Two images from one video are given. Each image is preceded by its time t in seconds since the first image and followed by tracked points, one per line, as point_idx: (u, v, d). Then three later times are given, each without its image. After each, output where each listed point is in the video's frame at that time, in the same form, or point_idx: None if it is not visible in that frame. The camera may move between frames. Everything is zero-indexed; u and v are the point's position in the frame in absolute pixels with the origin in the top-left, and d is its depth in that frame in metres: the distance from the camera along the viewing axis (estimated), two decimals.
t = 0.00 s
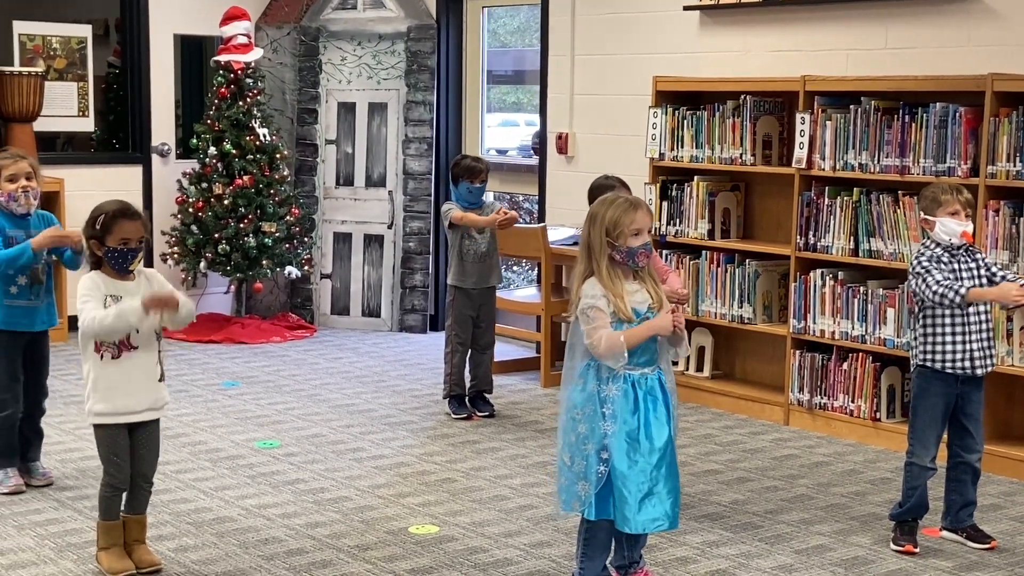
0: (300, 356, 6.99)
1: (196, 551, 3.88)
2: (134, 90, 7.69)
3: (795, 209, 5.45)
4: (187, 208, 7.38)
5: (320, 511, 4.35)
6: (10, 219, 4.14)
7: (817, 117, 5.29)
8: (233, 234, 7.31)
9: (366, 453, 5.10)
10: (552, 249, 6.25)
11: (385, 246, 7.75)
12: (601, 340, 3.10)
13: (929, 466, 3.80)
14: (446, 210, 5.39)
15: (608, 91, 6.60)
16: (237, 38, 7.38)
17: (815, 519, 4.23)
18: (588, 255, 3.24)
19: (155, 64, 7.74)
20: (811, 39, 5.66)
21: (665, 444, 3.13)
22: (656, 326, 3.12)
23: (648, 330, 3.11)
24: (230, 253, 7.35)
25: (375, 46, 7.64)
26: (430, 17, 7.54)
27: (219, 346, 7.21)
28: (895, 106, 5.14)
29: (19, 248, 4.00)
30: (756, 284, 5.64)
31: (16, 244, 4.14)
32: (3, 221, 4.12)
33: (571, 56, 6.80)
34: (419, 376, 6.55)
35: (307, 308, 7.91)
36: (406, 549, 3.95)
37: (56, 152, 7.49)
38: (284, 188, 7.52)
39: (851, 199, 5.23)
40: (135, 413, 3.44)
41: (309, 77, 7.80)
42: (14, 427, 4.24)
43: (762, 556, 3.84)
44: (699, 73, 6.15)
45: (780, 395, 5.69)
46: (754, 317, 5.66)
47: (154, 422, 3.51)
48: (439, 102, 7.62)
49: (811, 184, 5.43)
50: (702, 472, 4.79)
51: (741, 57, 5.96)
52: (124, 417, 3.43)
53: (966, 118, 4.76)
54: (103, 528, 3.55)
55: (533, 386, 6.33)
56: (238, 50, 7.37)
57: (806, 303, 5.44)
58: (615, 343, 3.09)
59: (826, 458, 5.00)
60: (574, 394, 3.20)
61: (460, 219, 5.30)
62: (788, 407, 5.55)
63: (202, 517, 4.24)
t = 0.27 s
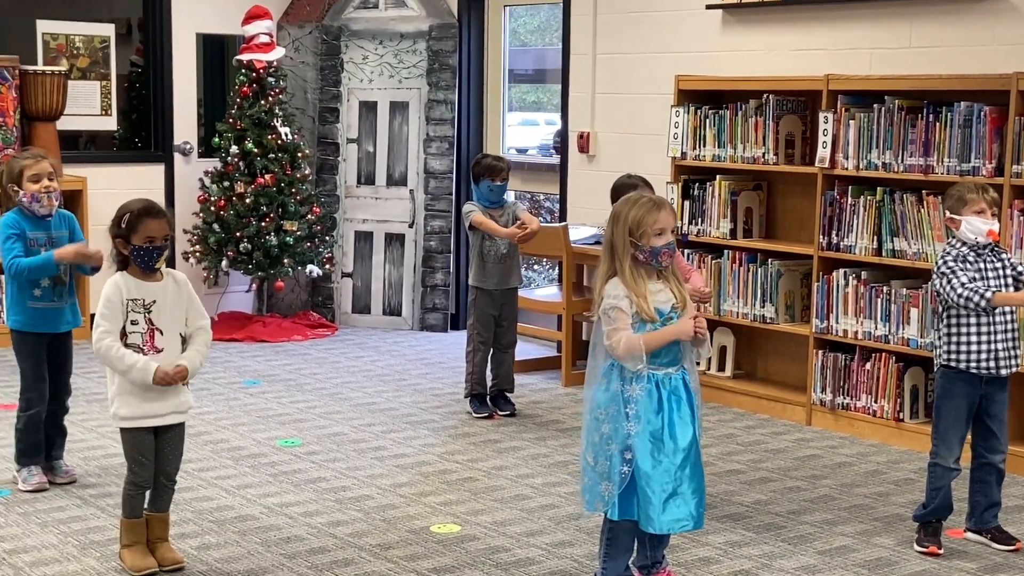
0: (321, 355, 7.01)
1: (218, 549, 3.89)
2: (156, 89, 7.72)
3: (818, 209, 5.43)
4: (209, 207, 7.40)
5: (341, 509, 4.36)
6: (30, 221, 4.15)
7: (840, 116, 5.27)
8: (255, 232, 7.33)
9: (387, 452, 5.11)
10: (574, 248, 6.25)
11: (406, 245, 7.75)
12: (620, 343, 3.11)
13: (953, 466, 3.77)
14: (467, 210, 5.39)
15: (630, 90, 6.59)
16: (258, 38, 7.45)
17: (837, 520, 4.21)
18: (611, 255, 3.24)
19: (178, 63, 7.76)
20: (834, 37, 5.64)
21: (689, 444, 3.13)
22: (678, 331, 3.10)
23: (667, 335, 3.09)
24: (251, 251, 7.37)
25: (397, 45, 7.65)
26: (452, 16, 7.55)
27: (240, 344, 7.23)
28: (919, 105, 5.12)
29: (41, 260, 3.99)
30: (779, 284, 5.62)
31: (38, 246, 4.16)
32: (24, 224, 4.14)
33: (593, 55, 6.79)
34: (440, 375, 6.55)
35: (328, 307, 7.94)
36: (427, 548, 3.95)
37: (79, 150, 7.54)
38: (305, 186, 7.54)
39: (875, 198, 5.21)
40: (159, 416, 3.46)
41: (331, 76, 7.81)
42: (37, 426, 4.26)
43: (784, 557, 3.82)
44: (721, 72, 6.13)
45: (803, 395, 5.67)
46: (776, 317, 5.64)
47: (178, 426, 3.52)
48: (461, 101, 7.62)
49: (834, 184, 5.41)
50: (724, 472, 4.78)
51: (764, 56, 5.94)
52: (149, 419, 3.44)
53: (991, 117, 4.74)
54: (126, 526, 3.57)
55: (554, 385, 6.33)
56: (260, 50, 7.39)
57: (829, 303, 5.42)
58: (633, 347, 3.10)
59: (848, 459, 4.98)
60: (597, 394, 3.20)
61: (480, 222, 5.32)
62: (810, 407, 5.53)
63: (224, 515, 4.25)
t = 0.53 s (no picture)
0: (350, 353, 7.02)
1: (249, 547, 3.91)
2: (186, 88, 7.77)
3: (849, 209, 5.40)
4: (239, 205, 7.44)
5: (371, 508, 4.37)
6: (60, 222, 4.18)
7: (872, 116, 5.24)
8: (284, 231, 7.35)
9: (416, 451, 5.11)
10: (603, 247, 6.24)
11: (434, 244, 7.76)
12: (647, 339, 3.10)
13: (986, 469, 3.75)
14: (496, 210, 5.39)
15: (659, 90, 6.58)
16: (289, 36, 7.43)
17: (869, 522, 4.18)
18: (643, 253, 3.24)
19: (208, 63, 7.79)
20: (865, 37, 5.60)
21: (721, 444, 3.12)
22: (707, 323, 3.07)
23: (694, 326, 3.07)
24: (281, 250, 7.39)
25: (426, 44, 7.65)
26: (481, 15, 7.55)
27: (269, 343, 7.26)
28: (952, 104, 5.08)
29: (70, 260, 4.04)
30: (809, 283, 5.59)
31: (69, 247, 4.19)
32: (55, 225, 4.17)
33: (622, 54, 6.78)
34: (468, 374, 6.55)
35: (356, 305, 7.96)
36: (457, 547, 3.95)
37: (109, 149, 7.60)
38: (334, 185, 7.56)
39: (906, 198, 5.18)
40: (194, 411, 3.47)
41: (360, 75, 7.82)
42: (71, 425, 4.29)
43: (816, 559, 3.81)
44: (751, 71, 6.11)
45: (833, 395, 5.63)
46: (806, 317, 5.61)
47: (210, 421, 3.54)
48: (489, 100, 7.62)
49: (865, 183, 5.37)
50: (754, 473, 4.76)
51: (795, 55, 5.91)
52: (182, 416, 3.46)
53: None
54: (158, 522, 3.59)
55: (583, 385, 6.32)
56: (290, 49, 7.42)
57: (860, 304, 5.39)
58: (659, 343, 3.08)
59: (879, 460, 4.95)
60: (628, 394, 3.20)
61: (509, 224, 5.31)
62: (841, 408, 5.50)
63: (254, 513, 4.27)
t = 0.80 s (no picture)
0: (384, 352, 7.04)
1: (285, 543, 3.93)
2: (222, 87, 7.81)
3: (887, 208, 5.36)
4: (274, 204, 7.47)
5: (406, 505, 4.38)
6: (102, 218, 4.21)
7: (911, 114, 5.20)
8: (318, 230, 7.37)
9: (451, 449, 5.12)
10: (637, 247, 6.23)
11: (468, 243, 7.76)
12: (684, 336, 3.10)
13: None
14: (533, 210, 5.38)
15: (694, 88, 6.55)
16: (323, 36, 7.51)
17: (907, 523, 4.16)
18: (682, 251, 3.23)
19: (243, 62, 7.83)
20: (904, 35, 5.56)
21: (760, 445, 3.10)
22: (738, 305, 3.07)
23: (729, 313, 3.06)
24: (315, 248, 7.41)
25: (460, 43, 7.65)
26: (516, 14, 7.57)
27: (303, 341, 7.28)
28: (992, 103, 5.04)
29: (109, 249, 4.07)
30: (846, 283, 5.56)
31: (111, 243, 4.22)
32: (97, 220, 4.20)
33: (657, 52, 6.76)
34: (502, 373, 6.56)
35: (390, 304, 7.97)
36: (493, 545, 3.96)
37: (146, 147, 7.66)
38: (369, 184, 7.57)
39: (945, 198, 5.14)
40: (237, 404, 3.49)
41: (395, 74, 7.81)
42: (108, 420, 4.32)
43: (853, 560, 3.78)
44: (787, 69, 6.08)
45: (869, 396, 5.60)
46: (843, 317, 5.58)
47: (249, 417, 3.56)
48: (524, 100, 7.63)
49: (903, 183, 5.34)
50: (790, 474, 4.74)
51: (832, 54, 5.88)
52: (223, 412, 3.48)
53: None
54: (196, 518, 3.61)
55: (617, 384, 6.31)
56: (325, 48, 7.45)
57: (898, 304, 5.35)
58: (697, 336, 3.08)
59: (917, 461, 4.92)
60: (667, 393, 3.19)
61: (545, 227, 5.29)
62: (877, 409, 5.46)
63: (290, 510, 4.29)
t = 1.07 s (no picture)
0: (417, 350, 7.06)
1: (320, 539, 3.95)
2: (257, 85, 7.85)
3: (923, 208, 5.33)
4: (307, 201, 7.50)
5: (440, 502, 4.39)
6: (145, 212, 4.26)
7: (948, 113, 5.17)
8: (352, 227, 7.41)
9: (484, 447, 5.13)
10: (671, 246, 6.22)
11: (501, 241, 7.77)
12: (723, 338, 3.10)
13: None
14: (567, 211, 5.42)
15: (729, 87, 6.53)
16: (357, 34, 7.52)
17: (943, 524, 4.13)
18: (719, 250, 3.22)
19: (278, 60, 7.88)
20: (942, 33, 5.53)
21: (797, 445, 3.09)
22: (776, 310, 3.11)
23: (767, 314, 3.09)
24: (348, 246, 7.45)
25: (494, 42, 7.65)
26: (550, 14, 7.58)
27: (337, 338, 7.31)
28: None
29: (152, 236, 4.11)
30: (881, 283, 5.53)
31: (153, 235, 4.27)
32: (140, 214, 4.25)
33: (692, 51, 6.75)
34: (535, 371, 6.56)
35: (423, 303, 7.94)
36: (526, 543, 3.96)
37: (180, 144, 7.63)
38: (402, 182, 7.59)
39: (983, 197, 5.10)
40: (274, 400, 3.52)
41: (429, 72, 7.82)
42: (146, 415, 4.36)
43: (889, 561, 3.76)
44: (823, 68, 6.05)
45: (905, 397, 5.57)
46: (878, 317, 5.55)
47: (284, 412, 3.58)
48: (558, 99, 7.64)
49: (941, 182, 5.30)
50: (825, 474, 4.71)
51: (868, 52, 5.85)
52: (260, 407, 3.50)
53: None
54: (232, 513, 3.63)
55: (649, 383, 6.30)
56: (359, 46, 7.48)
57: (934, 304, 5.31)
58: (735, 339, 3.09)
59: (953, 463, 4.89)
60: (704, 392, 3.19)
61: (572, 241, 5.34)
62: (912, 410, 5.43)
63: (325, 506, 4.31)
